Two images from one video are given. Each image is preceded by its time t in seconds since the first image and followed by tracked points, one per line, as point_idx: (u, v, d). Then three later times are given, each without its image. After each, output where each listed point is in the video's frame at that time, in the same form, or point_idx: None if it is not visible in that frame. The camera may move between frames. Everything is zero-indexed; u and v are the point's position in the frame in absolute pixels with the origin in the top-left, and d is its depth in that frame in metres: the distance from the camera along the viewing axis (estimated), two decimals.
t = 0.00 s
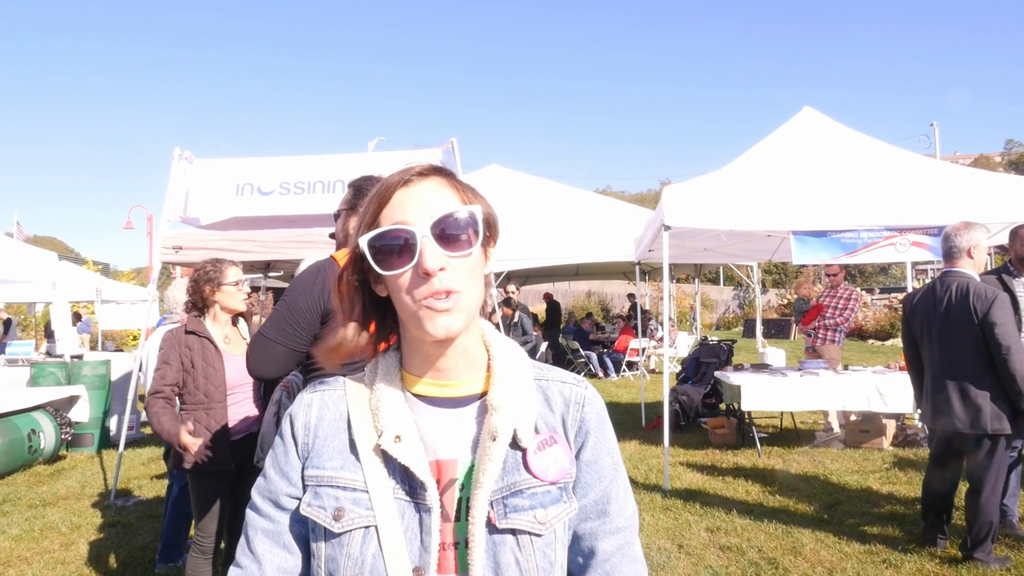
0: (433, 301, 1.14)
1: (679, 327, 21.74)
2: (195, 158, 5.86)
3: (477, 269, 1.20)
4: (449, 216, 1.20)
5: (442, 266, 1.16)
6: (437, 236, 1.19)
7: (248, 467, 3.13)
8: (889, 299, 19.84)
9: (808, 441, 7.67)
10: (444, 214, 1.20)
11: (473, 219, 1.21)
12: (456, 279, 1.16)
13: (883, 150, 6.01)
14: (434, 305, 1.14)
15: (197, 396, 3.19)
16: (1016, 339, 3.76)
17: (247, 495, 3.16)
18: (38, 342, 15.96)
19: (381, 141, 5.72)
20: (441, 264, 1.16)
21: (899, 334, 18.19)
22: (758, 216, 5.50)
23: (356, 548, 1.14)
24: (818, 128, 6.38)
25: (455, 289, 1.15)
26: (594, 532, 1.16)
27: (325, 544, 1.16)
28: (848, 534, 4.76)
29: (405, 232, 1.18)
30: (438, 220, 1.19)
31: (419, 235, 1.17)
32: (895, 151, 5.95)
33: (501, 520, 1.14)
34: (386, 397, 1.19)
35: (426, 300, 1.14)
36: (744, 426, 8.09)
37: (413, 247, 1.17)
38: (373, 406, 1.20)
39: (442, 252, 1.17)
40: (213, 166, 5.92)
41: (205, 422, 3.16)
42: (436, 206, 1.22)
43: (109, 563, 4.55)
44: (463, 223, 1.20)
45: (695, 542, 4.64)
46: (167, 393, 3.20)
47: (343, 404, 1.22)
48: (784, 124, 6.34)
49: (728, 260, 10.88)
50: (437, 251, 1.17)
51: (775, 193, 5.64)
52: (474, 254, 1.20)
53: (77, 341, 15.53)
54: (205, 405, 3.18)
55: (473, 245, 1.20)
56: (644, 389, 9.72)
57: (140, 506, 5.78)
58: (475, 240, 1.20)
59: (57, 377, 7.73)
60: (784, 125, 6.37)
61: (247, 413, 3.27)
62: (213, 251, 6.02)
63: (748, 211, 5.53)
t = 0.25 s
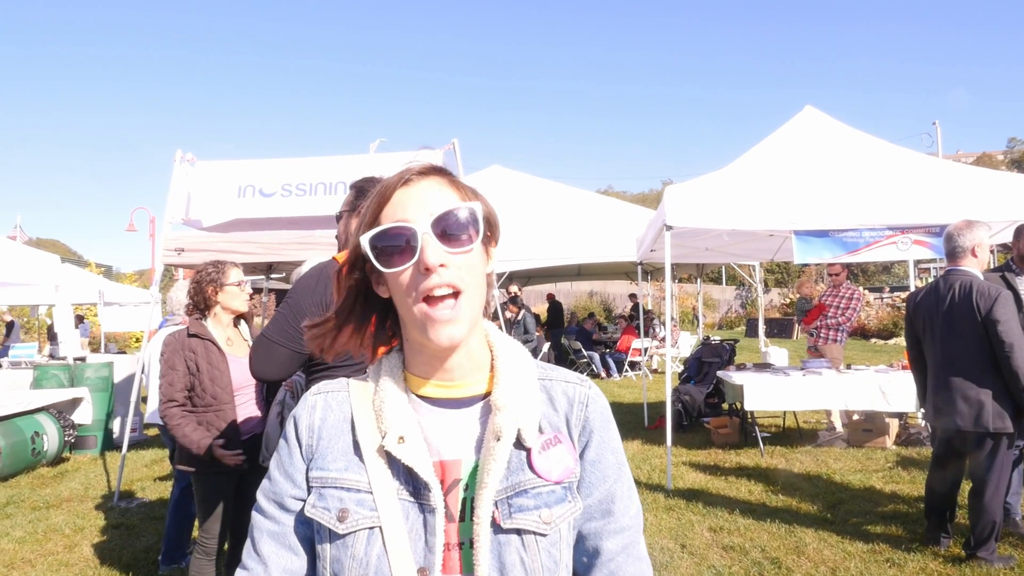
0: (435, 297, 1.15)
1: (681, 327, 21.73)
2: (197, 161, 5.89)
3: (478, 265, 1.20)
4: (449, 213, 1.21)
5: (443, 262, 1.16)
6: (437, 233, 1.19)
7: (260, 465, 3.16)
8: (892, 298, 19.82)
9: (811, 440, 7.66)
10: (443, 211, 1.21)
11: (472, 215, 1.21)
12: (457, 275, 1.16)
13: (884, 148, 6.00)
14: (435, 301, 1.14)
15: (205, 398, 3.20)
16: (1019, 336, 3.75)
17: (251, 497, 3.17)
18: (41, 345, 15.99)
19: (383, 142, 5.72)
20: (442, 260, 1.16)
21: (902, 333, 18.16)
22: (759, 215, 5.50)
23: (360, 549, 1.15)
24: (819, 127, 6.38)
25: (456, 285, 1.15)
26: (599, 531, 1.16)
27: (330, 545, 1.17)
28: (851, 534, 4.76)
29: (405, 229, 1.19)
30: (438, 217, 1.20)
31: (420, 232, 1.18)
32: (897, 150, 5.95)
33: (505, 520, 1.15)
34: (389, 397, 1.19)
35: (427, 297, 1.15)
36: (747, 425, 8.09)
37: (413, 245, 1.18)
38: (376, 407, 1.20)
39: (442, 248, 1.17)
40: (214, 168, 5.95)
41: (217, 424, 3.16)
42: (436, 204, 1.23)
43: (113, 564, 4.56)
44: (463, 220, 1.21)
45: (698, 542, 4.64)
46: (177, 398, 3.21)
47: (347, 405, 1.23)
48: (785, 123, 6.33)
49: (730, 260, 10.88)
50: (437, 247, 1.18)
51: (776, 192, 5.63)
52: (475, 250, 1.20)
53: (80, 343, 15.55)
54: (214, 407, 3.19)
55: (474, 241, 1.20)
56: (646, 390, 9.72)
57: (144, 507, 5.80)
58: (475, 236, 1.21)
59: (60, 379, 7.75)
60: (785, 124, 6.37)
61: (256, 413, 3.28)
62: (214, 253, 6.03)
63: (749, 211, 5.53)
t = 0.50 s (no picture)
0: (443, 302, 1.15)
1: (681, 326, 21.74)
2: (197, 159, 5.89)
3: (485, 270, 1.21)
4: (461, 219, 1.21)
5: (453, 267, 1.16)
6: (448, 238, 1.18)
7: (268, 458, 3.19)
8: (892, 297, 19.82)
9: (811, 439, 7.66)
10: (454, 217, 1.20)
11: (482, 221, 1.22)
12: (465, 282, 1.16)
13: (884, 147, 6.00)
14: (443, 305, 1.14)
15: (209, 397, 3.18)
16: (1018, 335, 3.75)
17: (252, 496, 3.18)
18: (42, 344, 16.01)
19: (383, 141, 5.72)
20: (452, 266, 1.16)
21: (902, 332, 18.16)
22: (760, 215, 5.50)
23: (361, 544, 1.15)
24: (819, 126, 6.38)
25: (465, 292, 1.16)
26: (603, 522, 1.15)
27: (330, 539, 1.16)
28: (851, 533, 4.76)
29: (417, 232, 1.18)
30: (450, 222, 1.20)
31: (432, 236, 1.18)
32: (897, 149, 5.94)
33: (504, 514, 1.15)
34: (390, 394, 1.19)
35: (435, 301, 1.14)
36: (747, 425, 8.09)
37: (425, 248, 1.17)
38: (377, 404, 1.20)
39: (453, 253, 1.17)
40: (215, 167, 5.95)
41: (221, 422, 3.15)
42: (447, 207, 1.22)
43: (113, 563, 4.57)
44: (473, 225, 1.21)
45: (698, 542, 4.64)
46: (182, 398, 3.19)
47: (348, 402, 1.23)
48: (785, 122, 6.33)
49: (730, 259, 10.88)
50: (448, 252, 1.17)
51: (776, 191, 5.63)
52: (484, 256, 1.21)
53: (80, 342, 15.56)
54: (218, 405, 3.17)
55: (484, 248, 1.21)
56: (646, 389, 9.73)
57: (143, 506, 5.80)
58: (484, 243, 1.21)
59: (60, 378, 7.76)
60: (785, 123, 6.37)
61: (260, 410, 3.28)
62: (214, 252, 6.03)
63: (749, 210, 5.53)
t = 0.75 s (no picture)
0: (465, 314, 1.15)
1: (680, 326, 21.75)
2: (196, 159, 5.89)
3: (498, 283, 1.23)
4: (486, 231, 1.21)
5: (479, 282, 1.16)
6: (475, 250, 1.19)
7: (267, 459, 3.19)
8: (891, 296, 19.84)
9: (810, 438, 7.66)
10: (482, 228, 1.21)
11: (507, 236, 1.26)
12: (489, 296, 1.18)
13: (883, 146, 6.01)
14: (468, 319, 1.14)
15: (209, 395, 3.18)
16: (1017, 335, 3.75)
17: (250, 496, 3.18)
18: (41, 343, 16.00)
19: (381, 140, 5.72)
20: (481, 282, 1.16)
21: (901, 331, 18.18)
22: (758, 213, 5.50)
23: (360, 540, 1.15)
24: (818, 125, 6.38)
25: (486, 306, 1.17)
26: (600, 515, 1.15)
27: (326, 534, 1.16)
28: (849, 531, 4.76)
29: (448, 241, 1.17)
30: (477, 234, 1.19)
31: (461, 247, 1.17)
32: (895, 148, 5.95)
33: (499, 513, 1.15)
34: (387, 391, 1.19)
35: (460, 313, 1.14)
36: (746, 423, 8.09)
37: (454, 258, 1.16)
38: (375, 400, 1.20)
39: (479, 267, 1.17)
40: (214, 166, 5.95)
41: (219, 421, 3.17)
42: (472, 217, 1.21)
43: (112, 562, 4.57)
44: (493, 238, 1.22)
45: (697, 540, 4.64)
46: (181, 396, 3.18)
47: (345, 396, 1.23)
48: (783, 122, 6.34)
49: (729, 259, 10.88)
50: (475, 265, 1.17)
51: (775, 190, 5.63)
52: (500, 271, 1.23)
53: (80, 342, 15.54)
54: (217, 404, 3.18)
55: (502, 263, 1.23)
56: (645, 388, 9.73)
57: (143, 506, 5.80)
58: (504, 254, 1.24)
59: (59, 377, 7.76)
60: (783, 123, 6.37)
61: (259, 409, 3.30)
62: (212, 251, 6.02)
63: (747, 209, 5.54)
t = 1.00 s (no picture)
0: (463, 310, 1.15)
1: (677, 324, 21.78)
2: (192, 158, 5.88)
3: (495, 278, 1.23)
4: (484, 226, 1.21)
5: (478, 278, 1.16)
6: (473, 246, 1.19)
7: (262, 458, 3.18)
8: (888, 295, 19.88)
9: (807, 437, 7.67)
10: (480, 223, 1.20)
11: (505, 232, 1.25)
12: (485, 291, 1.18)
13: (880, 145, 6.01)
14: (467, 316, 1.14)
15: (205, 394, 3.17)
16: (1014, 333, 3.76)
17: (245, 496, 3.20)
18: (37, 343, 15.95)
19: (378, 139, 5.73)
20: (478, 277, 1.16)
21: (897, 330, 18.22)
22: (756, 212, 5.50)
23: (355, 546, 1.15)
24: (814, 124, 6.39)
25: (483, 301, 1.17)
26: (596, 514, 1.15)
27: (319, 541, 1.16)
28: (846, 530, 4.77)
29: (447, 236, 1.16)
30: (475, 229, 1.19)
31: (460, 242, 1.16)
32: (892, 147, 5.95)
33: (493, 517, 1.15)
34: (377, 393, 1.19)
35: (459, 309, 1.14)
36: (743, 422, 8.10)
37: (451, 254, 1.15)
38: (365, 402, 1.20)
39: (477, 262, 1.17)
40: (210, 165, 5.95)
41: (216, 419, 3.17)
42: (470, 212, 1.21)
43: (108, 562, 4.56)
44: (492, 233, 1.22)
45: (694, 539, 4.65)
46: (177, 394, 3.18)
47: (334, 398, 1.23)
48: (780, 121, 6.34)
49: (726, 257, 10.89)
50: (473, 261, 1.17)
51: (772, 189, 5.63)
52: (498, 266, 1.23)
53: (76, 341, 15.51)
54: (214, 402, 3.17)
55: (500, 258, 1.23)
56: (642, 387, 9.74)
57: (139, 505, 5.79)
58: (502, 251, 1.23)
59: (55, 377, 7.75)
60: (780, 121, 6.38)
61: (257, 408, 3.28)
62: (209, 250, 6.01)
63: (744, 208, 5.55)
